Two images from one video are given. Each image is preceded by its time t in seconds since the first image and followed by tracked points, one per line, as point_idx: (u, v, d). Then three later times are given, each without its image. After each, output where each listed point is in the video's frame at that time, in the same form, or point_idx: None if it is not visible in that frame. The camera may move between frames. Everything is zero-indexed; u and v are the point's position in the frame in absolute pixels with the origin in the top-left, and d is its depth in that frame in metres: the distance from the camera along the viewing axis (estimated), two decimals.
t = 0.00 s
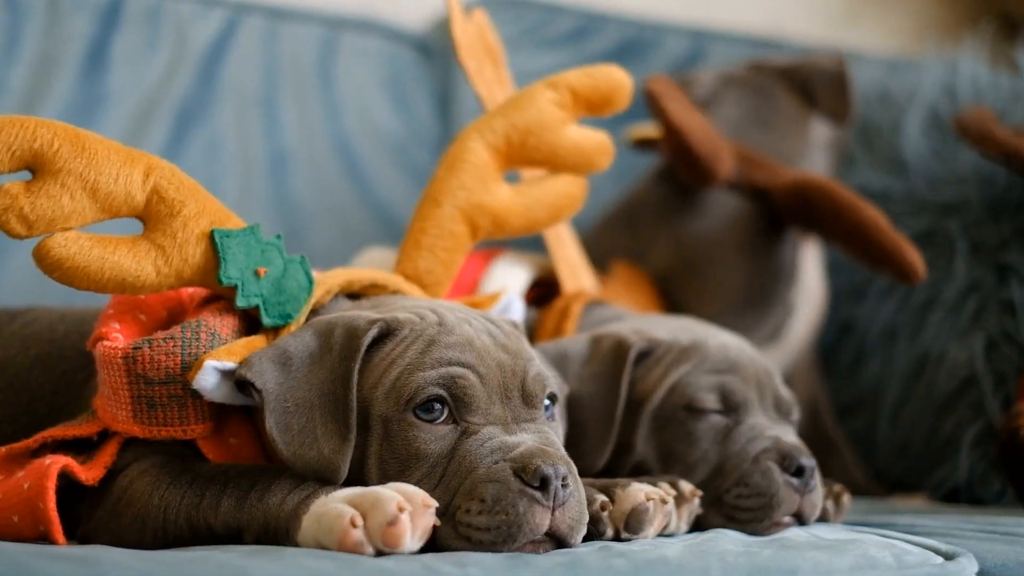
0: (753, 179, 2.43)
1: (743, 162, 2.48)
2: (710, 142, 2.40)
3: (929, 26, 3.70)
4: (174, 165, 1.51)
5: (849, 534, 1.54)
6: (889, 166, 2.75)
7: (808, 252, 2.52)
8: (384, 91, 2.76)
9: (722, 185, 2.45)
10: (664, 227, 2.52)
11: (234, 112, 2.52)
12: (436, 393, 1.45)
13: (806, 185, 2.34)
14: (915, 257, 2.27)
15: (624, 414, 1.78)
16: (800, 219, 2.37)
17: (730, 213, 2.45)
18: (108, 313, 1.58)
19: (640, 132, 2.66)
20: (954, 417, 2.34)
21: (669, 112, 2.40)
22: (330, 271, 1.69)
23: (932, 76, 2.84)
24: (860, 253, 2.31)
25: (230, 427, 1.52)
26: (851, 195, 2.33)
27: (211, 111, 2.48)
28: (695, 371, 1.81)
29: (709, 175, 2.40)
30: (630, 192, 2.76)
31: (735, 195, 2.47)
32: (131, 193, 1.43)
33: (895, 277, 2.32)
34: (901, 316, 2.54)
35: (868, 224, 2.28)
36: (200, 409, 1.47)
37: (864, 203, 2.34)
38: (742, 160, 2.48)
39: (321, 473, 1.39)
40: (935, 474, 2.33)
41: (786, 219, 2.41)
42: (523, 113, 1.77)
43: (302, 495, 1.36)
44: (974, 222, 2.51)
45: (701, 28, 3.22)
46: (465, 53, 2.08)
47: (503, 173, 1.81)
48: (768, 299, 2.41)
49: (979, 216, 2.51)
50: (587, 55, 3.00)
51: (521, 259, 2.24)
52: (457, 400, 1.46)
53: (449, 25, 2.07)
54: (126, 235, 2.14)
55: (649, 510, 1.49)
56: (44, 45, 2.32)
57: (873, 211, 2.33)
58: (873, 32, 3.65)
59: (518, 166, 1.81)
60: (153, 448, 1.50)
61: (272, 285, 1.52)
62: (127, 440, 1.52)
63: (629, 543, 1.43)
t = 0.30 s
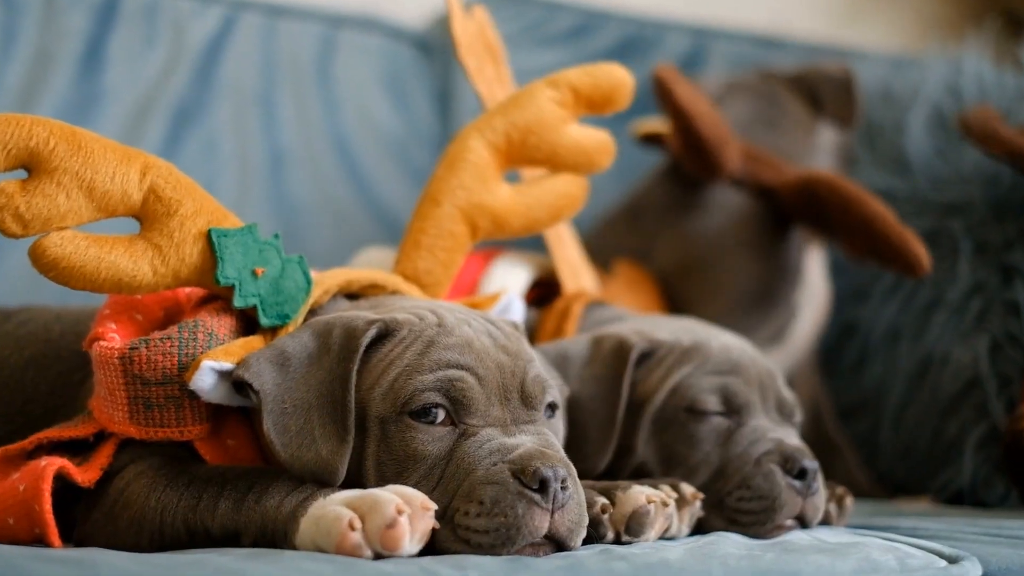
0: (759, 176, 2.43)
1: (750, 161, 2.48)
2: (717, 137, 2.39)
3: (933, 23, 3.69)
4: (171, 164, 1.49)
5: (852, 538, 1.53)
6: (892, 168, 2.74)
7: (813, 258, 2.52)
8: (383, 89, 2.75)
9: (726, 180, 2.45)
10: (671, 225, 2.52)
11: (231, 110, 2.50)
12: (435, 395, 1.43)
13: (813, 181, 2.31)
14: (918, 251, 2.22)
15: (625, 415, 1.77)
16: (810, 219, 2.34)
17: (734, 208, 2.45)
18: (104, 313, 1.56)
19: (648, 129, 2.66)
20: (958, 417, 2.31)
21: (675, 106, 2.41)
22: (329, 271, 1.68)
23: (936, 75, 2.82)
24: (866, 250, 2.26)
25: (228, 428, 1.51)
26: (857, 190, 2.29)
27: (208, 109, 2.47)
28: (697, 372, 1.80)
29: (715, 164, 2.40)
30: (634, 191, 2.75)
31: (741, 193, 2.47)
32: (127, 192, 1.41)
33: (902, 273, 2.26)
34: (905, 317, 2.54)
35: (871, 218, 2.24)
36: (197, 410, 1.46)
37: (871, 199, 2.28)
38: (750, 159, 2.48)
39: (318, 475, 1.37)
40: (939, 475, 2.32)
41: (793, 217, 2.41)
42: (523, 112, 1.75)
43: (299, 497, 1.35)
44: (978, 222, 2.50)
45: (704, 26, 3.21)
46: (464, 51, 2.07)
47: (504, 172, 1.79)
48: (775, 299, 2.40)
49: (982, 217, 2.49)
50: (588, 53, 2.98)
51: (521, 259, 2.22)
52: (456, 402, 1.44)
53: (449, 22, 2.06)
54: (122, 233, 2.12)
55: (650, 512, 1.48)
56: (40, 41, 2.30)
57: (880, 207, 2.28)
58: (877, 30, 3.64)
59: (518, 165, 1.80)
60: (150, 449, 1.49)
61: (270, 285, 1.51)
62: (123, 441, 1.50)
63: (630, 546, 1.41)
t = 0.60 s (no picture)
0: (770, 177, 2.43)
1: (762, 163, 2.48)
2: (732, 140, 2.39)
3: (936, 23, 3.67)
4: (170, 164, 1.48)
5: (854, 544, 1.52)
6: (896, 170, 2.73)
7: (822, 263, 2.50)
8: (382, 88, 2.74)
9: (739, 182, 2.45)
10: (680, 228, 2.52)
11: (229, 110, 2.49)
12: (431, 401, 1.42)
13: (828, 182, 2.32)
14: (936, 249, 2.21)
15: (625, 419, 1.76)
16: (825, 220, 2.35)
17: (745, 210, 2.46)
18: (101, 315, 1.55)
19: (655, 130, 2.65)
20: (960, 420, 2.31)
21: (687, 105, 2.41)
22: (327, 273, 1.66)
23: (940, 75, 2.81)
24: (884, 246, 2.25)
25: (225, 432, 1.50)
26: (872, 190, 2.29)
27: (206, 109, 2.45)
28: (699, 376, 1.79)
29: (733, 164, 2.42)
30: (638, 195, 2.74)
31: (752, 196, 2.48)
32: (125, 192, 1.40)
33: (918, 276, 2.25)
34: (908, 319, 2.53)
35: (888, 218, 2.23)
36: (195, 413, 1.45)
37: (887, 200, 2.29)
38: (762, 162, 2.48)
39: (314, 480, 1.36)
40: (941, 479, 2.30)
41: (804, 220, 2.41)
42: (525, 113, 1.74)
43: (297, 502, 1.34)
44: (982, 223, 2.48)
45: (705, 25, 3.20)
46: (463, 50, 2.05)
47: (505, 174, 1.78)
48: (788, 303, 2.38)
49: (986, 218, 2.47)
50: (588, 53, 2.97)
51: (521, 261, 2.21)
52: (452, 406, 1.43)
53: (449, 23, 2.04)
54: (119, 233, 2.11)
55: (649, 518, 1.47)
56: (37, 40, 2.29)
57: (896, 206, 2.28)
58: (879, 29, 3.62)
59: (520, 167, 1.78)
60: (146, 453, 1.48)
61: (269, 287, 1.49)
62: (120, 445, 1.49)
63: (629, 552, 1.40)
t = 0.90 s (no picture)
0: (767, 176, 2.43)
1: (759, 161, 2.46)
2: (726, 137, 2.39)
3: (935, 24, 3.66)
4: (165, 166, 1.46)
5: (855, 549, 1.50)
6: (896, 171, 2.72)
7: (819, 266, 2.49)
8: (377, 90, 2.72)
9: (737, 180, 2.45)
10: (679, 227, 2.52)
11: (224, 111, 2.47)
12: (426, 405, 1.41)
13: (826, 181, 2.31)
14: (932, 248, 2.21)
15: (624, 422, 1.75)
16: (824, 220, 2.34)
17: (743, 209, 2.46)
18: (95, 318, 1.53)
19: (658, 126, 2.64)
20: (961, 425, 2.29)
21: (685, 101, 2.40)
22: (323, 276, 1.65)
23: (940, 76, 2.80)
24: (880, 245, 2.25)
25: (220, 436, 1.48)
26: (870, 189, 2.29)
27: (200, 110, 2.44)
28: (698, 380, 1.78)
29: (728, 158, 2.41)
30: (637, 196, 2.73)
31: (750, 195, 2.48)
32: (119, 194, 1.38)
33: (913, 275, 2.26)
34: (908, 322, 2.52)
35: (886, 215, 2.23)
36: (189, 416, 1.43)
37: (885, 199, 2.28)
38: (760, 160, 2.47)
39: (308, 484, 1.34)
40: (943, 485, 2.29)
41: (804, 219, 2.39)
42: (523, 115, 1.73)
43: (292, 507, 1.32)
44: (983, 225, 2.47)
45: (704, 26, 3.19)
46: (460, 51, 2.04)
47: (503, 176, 1.77)
48: (786, 302, 2.38)
49: (988, 220, 2.46)
50: (586, 54, 2.96)
51: (519, 263, 2.20)
52: (448, 411, 1.42)
53: (446, 24, 2.03)
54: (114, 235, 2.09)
55: (648, 522, 1.46)
56: (30, 41, 2.27)
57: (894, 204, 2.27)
58: (879, 31, 3.62)
59: (518, 169, 1.77)
60: (140, 457, 1.46)
61: (264, 290, 1.48)
62: (114, 449, 1.47)
63: (628, 557, 1.39)
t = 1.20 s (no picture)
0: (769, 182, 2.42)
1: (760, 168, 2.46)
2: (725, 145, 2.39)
3: (938, 21, 3.65)
4: (161, 165, 1.45)
5: (856, 551, 1.49)
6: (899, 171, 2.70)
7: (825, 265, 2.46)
8: (375, 88, 2.71)
9: (738, 187, 2.44)
10: (683, 228, 2.49)
11: (221, 109, 2.46)
12: (424, 407, 1.40)
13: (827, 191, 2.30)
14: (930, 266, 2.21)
15: (624, 423, 1.74)
16: (819, 226, 2.33)
17: (747, 215, 2.45)
18: (91, 319, 1.52)
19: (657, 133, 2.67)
20: (964, 426, 2.28)
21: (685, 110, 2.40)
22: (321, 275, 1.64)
23: (943, 75, 2.79)
24: (877, 261, 2.26)
25: (217, 437, 1.46)
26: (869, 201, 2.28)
27: (197, 109, 2.42)
28: (699, 380, 1.76)
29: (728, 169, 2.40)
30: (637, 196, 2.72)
31: (755, 201, 2.46)
32: (115, 193, 1.37)
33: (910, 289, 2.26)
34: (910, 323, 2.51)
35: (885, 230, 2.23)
36: (186, 418, 1.42)
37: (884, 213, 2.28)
38: (763, 167, 2.47)
39: (305, 486, 1.33)
40: (946, 486, 2.28)
41: (806, 226, 2.38)
42: (522, 113, 1.72)
43: (289, 510, 1.31)
44: (985, 226, 2.47)
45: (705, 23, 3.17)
46: (460, 48, 2.03)
47: (502, 175, 1.76)
48: (787, 307, 2.37)
49: (990, 220, 2.47)
50: (587, 51, 2.94)
51: (518, 263, 2.18)
52: (446, 412, 1.40)
53: (444, 21, 2.02)
54: (110, 234, 2.08)
55: (649, 524, 1.44)
56: (26, 39, 2.26)
57: (892, 219, 2.27)
58: (881, 28, 3.60)
59: (517, 167, 1.76)
60: (136, 459, 1.45)
61: (261, 290, 1.47)
62: (110, 450, 1.46)
63: (628, 559, 1.37)
